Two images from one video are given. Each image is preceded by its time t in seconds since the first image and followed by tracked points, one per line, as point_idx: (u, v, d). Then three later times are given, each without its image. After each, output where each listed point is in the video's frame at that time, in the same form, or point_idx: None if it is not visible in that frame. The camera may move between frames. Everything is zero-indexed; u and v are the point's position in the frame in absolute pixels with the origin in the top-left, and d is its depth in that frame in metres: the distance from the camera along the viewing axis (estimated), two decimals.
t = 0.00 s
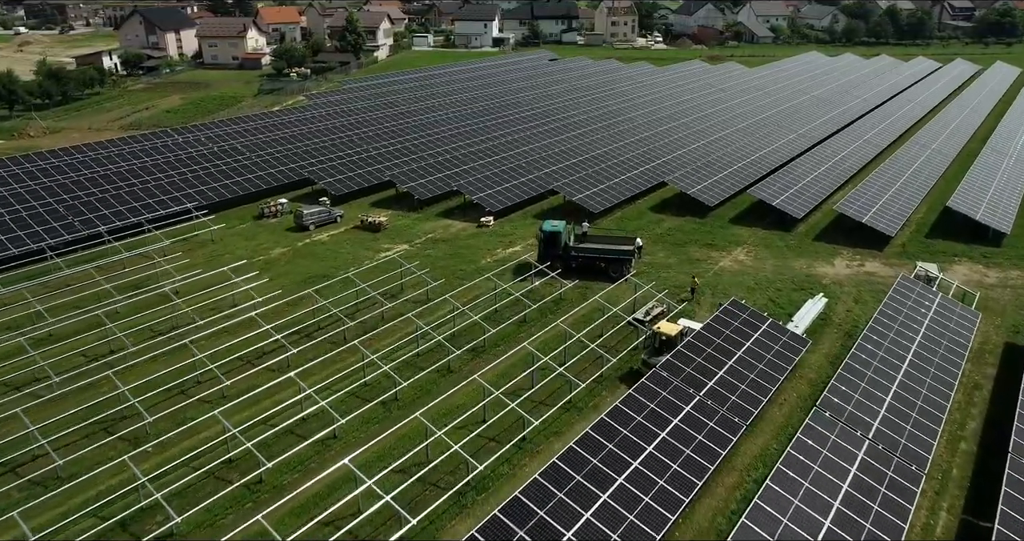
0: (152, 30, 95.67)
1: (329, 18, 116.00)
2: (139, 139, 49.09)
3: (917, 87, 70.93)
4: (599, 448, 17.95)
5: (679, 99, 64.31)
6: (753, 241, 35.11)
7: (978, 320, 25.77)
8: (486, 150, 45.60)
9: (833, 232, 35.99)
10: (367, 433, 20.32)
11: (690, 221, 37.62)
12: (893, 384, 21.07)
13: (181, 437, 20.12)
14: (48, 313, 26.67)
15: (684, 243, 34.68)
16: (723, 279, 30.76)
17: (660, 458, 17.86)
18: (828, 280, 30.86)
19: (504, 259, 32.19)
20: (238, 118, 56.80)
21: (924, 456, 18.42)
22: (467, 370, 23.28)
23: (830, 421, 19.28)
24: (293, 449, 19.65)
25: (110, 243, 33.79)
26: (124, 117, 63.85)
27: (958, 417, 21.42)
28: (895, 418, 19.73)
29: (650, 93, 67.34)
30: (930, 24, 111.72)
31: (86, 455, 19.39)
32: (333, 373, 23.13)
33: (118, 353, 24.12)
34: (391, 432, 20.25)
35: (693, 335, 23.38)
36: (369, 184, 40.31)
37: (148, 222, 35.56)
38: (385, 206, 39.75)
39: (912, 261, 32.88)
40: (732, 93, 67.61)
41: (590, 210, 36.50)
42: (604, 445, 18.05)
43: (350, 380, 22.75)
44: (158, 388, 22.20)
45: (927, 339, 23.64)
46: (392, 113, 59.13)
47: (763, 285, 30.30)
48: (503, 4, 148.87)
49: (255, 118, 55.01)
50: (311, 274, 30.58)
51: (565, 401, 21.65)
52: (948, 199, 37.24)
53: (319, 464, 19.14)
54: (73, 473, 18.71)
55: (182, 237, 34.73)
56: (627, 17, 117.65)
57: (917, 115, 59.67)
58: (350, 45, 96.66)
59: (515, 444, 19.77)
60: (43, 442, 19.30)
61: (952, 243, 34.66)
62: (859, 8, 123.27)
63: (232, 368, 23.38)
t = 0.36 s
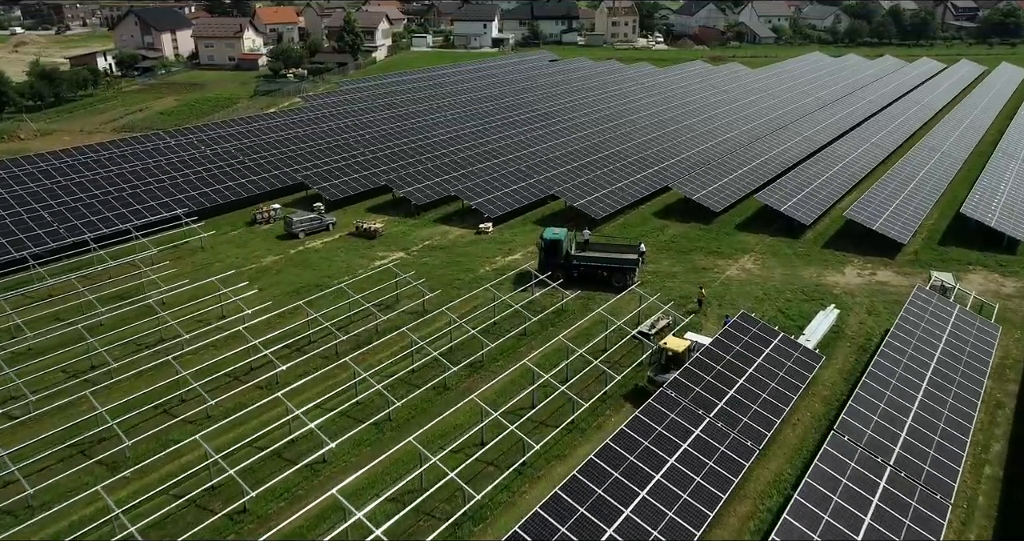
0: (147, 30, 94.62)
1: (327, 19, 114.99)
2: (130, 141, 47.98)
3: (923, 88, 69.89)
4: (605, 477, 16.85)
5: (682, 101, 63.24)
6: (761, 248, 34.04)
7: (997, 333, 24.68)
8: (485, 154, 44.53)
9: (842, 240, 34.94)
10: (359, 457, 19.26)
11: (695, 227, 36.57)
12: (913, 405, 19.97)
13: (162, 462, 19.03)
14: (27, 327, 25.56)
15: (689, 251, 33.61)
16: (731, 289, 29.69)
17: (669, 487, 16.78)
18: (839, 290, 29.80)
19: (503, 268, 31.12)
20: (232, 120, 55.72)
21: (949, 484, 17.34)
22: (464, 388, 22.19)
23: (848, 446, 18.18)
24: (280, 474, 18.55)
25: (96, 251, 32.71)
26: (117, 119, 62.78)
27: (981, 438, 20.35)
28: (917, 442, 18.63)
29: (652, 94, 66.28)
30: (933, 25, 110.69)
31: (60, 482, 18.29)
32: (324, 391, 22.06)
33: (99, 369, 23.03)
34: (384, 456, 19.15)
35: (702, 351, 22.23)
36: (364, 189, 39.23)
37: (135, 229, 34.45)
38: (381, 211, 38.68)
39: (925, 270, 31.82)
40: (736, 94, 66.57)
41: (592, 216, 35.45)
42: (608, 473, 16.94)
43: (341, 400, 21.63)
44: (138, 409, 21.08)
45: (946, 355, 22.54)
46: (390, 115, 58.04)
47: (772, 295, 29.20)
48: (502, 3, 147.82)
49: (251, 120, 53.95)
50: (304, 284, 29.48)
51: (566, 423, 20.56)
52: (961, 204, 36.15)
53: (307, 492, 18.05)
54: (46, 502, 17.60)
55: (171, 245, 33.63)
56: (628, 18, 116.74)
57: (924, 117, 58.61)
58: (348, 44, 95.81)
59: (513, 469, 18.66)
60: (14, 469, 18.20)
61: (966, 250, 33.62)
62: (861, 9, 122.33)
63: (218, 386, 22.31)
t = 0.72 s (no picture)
0: (142, 31, 93.47)
1: (325, 19, 113.79)
2: (120, 144, 46.85)
3: (930, 90, 68.86)
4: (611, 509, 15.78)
5: (685, 102, 62.18)
6: (768, 256, 32.97)
7: (1019, 347, 23.59)
8: (484, 157, 43.50)
9: (852, 247, 33.89)
10: (349, 485, 18.17)
11: (700, 234, 35.51)
12: (935, 427, 18.88)
13: (140, 490, 17.92)
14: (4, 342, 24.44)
15: (694, 259, 32.55)
16: (738, 300, 28.60)
17: (679, 520, 15.72)
18: (850, 300, 28.75)
19: (502, 278, 30.05)
20: (227, 122, 54.63)
21: (977, 515, 16.27)
22: (461, 409, 21.13)
23: (868, 473, 17.11)
24: (265, 504, 17.47)
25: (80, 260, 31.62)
26: (109, 121, 61.65)
27: (1006, 462, 19.29)
28: (941, 467, 17.56)
29: (655, 95, 65.25)
30: (937, 25, 109.60)
31: (31, 512, 17.19)
32: (314, 412, 20.97)
33: (77, 388, 21.92)
34: (376, 483, 18.07)
35: (711, 370, 21.12)
36: (359, 195, 38.15)
37: (122, 237, 33.34)
38: (377, 217, 37.61)
39: (939, 279, 30.75)
40: (740, 96, 65.53)
41: (594, 223, 34.40)
42: (614, 505, 15.89)
43: (332, 421, 20.56)
44: (117, 432, 19.99)
45: (968, 372, 21.46)
46: (388, 117, 56.99)
47: (781, 306, 28.13)
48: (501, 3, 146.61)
49: (245, 122, 52.88)
50: (295, 295, 28.41)
51: (568, 447, 19.49)
52: (974, 210, 35.10)
53: (294, 522, 16.96)
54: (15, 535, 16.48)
55: (158, 253, 32.52)
56: (629, 18, 115.75)
57: (932, 119, 57.61)
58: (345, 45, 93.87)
59: (513, 497, 17.58)
60: None
61: (980, 259, 32.58)
62: (864, 9, 121.23)
63: (203, 406, 21.23)
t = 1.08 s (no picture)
0: (137, 31, 92.39)
1: (323, 19, 112.65)
2: (109, 148, 45.73)
3: (936, 91, 67.81)
4: None
5: (688, 104, 61.12)
6: (776, 265, 31.94)
7: None
8: (483, 162, 42.44)
9: (862, 256, 32.85)
10: (339, 516, 17.08)
11: (705, 242, 34.46)
12: (959, 454, 17.82)
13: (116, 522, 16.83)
14: None
15: (699, 268, 31.49)
16: (746, 312, 27.53)
17: None
18: (862, 312, 27.71)
19: (501, 288, 29.00)
20: (221, 125, 53.52)
21: None
22: (457, 431, 20.04)
23: (890, 505, 16.05)
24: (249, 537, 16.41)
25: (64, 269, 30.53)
26: (101, 123, 60.54)
27: None
28: (968, 498, 16.51)
29: (658, 97, 64.21)
30: (941, 25, 108.58)
31: None
32: (302, 435, 19.90)
33: (53, 409, 20.81)
34: (366, 515, 17.00)
35: (720, 391, 20.00)
36: (354, 200, 37.08)
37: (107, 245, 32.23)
38: (372, 224, 36.55)
39: (953, 289, 29.72)
40: (743, 97, 64.47)
41: (596, 230, 33.34)
42: None
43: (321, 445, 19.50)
44: (93, 457, 18.89)
45: (990, 392, 20.41)
46: (385, 119, 55.92)
47: (791, 319, 27.05)
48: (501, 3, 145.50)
49: (239, 125, 51.80)
50: (286, 307, 27.33)
51: (569, 474, 18.42)
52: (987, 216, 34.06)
53: None
54: None
55: (145, 261, 31.43)
56: (629, 18, 114.84)
57: (939, 121, 56.59)
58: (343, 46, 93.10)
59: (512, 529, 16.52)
60: None
61: (994, 268, 31.54)
62: (866, 9, 120.21)
63: (186, 428, 20.15)
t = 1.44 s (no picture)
0: (132, 31, 91.37)
1: (320, 19, 111.57)
2: (99, 151, 44.66)
3: (942, 93, 66.82)
4: None
5: (691, 106, 60.09)
6: (784, 273, 30.91)
7: None
8: (482, 166, 41.39)
9: (873, 264, 31.79)
10: None
11: (710, 249, 33.40)
12: (988, 482, 16.74)
13: None
14: None
15: (705, 277, 30.43)
16: (755, 324, 26.46)
17: None
18: (875, 324, 26.66)
19: (500, 299, 27.95)
20: (216, 127, 52.47)
21: None
22: (453, 456, 18.96)
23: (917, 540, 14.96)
24: None
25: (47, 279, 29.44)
26: (94, 125, 59.49)
27: None
28: (999, 531, 15.43)
29: (660, 98, 63.21)
30: (944, 26, 107.60)
31: None
32: (289, 459, 18.84)
33: (27, 431, 19.73)
34: None
35: (731, 412, 18.90)
36: (349, 206, 36.01)
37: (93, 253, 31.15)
38: (367, 230, 35.51)
39: (969, 299, 28.68)
40: (747, 98, 63.45)
41: (598, 237, 32.31)
42: None
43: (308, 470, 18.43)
44: (68, 485, 17.81)
45: (1015, 413, 19.36)
46: (382, 121, 54.87)
47: (802, 331, 25.99)
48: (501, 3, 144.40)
49: (233, 127, 50.76)
50: (276, 319, 26.27)
51: (572, 503, 17.38)
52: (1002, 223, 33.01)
53: None
54: None
55: (131, 270, 30.37)
56: (630, 18, 113.91)
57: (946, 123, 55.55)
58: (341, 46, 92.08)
59: None
60: None
61: (1010, 277, 30.49)
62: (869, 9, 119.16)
63: (166, 452, 19.08)
